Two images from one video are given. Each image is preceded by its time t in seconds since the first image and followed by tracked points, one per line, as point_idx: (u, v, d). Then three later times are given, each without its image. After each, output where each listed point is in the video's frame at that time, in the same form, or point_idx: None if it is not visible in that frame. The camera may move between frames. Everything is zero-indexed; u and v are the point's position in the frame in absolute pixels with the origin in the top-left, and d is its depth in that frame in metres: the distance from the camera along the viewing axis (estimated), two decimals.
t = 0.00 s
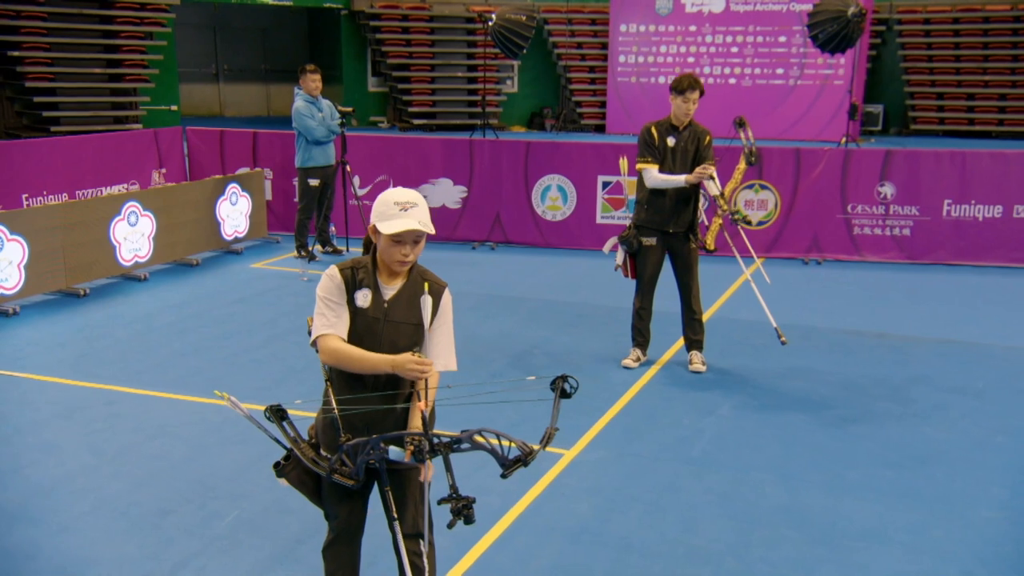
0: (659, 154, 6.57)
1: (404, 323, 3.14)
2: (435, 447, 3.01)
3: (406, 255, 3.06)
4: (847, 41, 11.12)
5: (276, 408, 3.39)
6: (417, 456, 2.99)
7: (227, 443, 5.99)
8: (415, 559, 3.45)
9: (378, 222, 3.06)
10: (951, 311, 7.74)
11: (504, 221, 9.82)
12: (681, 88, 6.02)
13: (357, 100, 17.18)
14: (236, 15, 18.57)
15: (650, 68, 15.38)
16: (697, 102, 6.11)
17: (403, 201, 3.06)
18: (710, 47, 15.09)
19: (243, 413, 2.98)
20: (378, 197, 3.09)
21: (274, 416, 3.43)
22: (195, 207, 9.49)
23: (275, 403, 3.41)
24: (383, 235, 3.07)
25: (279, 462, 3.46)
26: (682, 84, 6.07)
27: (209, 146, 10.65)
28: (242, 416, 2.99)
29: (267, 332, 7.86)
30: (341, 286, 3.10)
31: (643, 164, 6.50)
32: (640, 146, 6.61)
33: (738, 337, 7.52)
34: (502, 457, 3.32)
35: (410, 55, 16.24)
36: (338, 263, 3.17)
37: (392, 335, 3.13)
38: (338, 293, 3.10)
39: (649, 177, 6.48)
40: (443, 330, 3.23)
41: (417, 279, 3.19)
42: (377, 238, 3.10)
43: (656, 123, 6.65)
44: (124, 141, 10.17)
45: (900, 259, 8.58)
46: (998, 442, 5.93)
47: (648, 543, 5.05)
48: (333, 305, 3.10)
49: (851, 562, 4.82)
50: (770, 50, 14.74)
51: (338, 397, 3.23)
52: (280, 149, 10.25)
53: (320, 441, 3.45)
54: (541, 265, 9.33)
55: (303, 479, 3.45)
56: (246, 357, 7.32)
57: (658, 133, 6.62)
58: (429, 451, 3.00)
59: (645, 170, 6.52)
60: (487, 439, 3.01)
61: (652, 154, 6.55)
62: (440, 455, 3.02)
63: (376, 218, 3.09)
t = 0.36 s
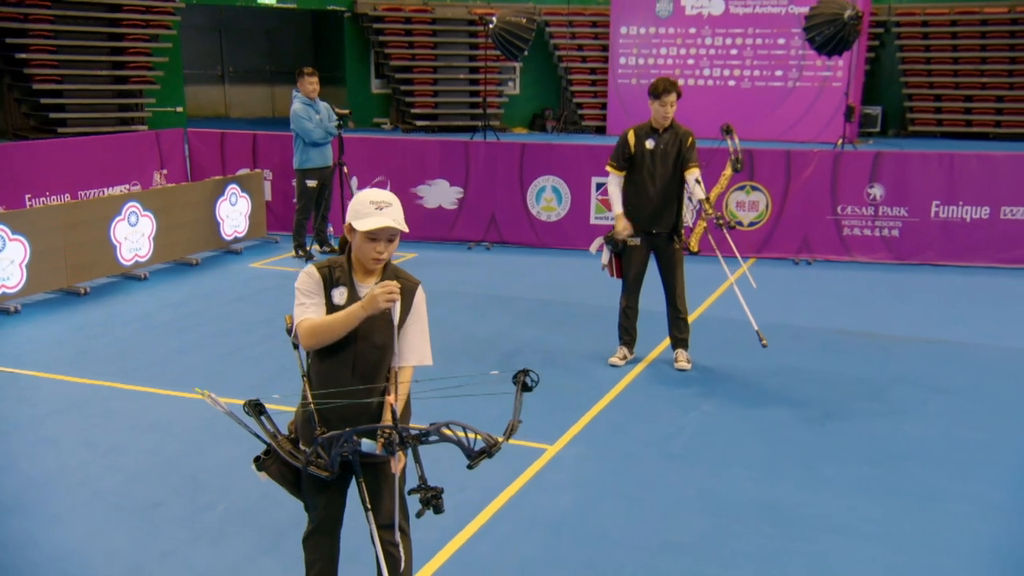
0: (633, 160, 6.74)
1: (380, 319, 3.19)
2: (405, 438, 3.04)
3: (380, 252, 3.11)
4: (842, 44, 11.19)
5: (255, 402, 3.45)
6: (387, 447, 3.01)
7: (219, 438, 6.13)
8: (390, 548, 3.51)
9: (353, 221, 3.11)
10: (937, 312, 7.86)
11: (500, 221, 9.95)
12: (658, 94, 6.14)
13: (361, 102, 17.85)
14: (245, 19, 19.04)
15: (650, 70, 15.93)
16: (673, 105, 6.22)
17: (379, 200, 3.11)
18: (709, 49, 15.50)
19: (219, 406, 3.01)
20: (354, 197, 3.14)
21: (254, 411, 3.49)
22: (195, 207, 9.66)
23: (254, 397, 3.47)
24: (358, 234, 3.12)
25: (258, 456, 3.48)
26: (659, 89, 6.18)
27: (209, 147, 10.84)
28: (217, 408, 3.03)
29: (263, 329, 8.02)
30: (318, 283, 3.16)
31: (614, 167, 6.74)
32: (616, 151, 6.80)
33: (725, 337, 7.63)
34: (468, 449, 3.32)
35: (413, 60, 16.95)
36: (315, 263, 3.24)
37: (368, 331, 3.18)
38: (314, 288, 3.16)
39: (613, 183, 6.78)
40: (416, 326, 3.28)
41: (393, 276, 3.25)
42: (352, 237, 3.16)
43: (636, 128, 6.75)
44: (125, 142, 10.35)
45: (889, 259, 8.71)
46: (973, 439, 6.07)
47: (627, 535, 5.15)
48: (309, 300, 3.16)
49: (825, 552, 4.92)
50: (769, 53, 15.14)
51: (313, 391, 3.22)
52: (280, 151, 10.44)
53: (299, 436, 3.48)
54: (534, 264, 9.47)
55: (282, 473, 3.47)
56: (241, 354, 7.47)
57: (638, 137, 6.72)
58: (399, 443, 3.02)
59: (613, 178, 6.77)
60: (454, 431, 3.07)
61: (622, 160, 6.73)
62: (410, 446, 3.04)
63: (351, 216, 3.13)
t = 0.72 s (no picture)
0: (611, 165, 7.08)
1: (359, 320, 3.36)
2: (383, 431, 3.23)
3: (362, 259, 3.29)
4: (837, 49, 11.39)
5: (241, 396, 3.58)
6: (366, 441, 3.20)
7: (218, 430, 6.39)
8: (373, 536, 3.69)
9: (337, 227, 3.27)
10: (919, 313, 8.07)
11: (497, 223, 10.18)
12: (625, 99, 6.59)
13: (366, 106, 18.38)
14: (254, 25, 19.20)
15: (649, 75, 16.34)
16: (643, 113, 6.68)
17: (363, 207, 3.26)
18: (706, 54, 15.95)
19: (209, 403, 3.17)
20: (339, 201, 3.28)
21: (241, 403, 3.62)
22: (200, 209, 9.94)
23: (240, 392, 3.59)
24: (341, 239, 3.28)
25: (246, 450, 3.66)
26: (629, 97, 6.62)
27: (215, 151, 11.18)
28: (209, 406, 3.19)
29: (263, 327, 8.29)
30: (299, 286, 3.33)
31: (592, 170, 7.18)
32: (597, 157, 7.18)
33: (709, 338, 7.85)
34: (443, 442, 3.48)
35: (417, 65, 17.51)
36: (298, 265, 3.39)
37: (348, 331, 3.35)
38: (296, 290, 3.33)
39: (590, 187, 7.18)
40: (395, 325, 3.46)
41: (372, 278, 3.40)
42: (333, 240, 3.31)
43: (615, 134, 7.05)
44: (132, 146, 10.67)
45: (874, 260, 8.93)
46: (943, 435, 6.27)
47: (604, 522, 5.37)
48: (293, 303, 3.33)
49: (793, 542, 5.12)
50: (765, 58, 15.62)
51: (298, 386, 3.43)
52: (284, 154, 10.76)
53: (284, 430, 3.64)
54: (529, 264, 9.71)
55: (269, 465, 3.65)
56: (241, 351, 7.74)
57: (616, 143, 7.02)
58: (378, 435, 3.22)
59: (591, 182, 7.18)
60: (431, 424, 3.24)
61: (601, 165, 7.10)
62: (387, 438, 3.23)
63: (336, 222, 3.29)
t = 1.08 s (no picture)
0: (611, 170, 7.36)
1: (347, 320, 3.59)
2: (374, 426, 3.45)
3: (346, 264, 3.53)
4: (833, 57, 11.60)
5: (237, 391, 3.75)
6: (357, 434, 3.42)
7: (222, 423, 6.71)
8: (362, 523, 3.92)
9: (320, 235, 3.50)
10: (903, 314, 8.30)
11: (497, 225, 10.48)
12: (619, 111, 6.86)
13: (376, 113, 19.11)
14: (268, 34, 19.53)
15: (651, 81, 17.45)
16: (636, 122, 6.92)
17: (346, 215, 3.50)
18: (706, 61, 17.10)
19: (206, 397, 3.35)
20: (323, 210, 3.53)
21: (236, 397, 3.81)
22: (210, 211, 10.29)
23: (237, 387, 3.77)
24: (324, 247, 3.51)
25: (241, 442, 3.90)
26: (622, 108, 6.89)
27: (226, 156, 11.57)
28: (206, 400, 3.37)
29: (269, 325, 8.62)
30: (288, 290, 3.57)
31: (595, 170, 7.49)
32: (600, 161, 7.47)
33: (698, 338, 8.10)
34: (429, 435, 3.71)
35: (423, 70, 18.37)
36: (288, 267, 3.64)
37: (336, 331, 3.59)
38: (286, 296, 3.58)
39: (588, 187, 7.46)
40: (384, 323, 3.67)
41: (359, 280, 3.62)
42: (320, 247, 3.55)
43: (614, 140, 7.32)
44: (146, 152, 11.05)
45: (862, 262, 9.27)
46: (917, 432, 6.48)
47: (585, 507, 5.62)
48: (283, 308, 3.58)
49: (764, 527, 5.34)
50: (763, 65, 16.67)
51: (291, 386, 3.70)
52: (292, 159, 11.14)
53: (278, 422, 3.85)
54: (528, 265, 9.99)
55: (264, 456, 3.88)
56: (248, 348, 8.08)
57: (615, 149, 7.29)
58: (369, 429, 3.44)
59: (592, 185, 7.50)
60: (419, 419, 3.44)
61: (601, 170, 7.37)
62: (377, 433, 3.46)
63: (321, 229, 3.52)
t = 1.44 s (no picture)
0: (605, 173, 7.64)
1: (342, 318, 3.90)
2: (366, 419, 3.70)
3: (340, 265, 3.83)
4: (835, 64, 11.83)
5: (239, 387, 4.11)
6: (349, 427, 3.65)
7: (233, 415, 7.06)
8: (358, 510, 4.20)
9: (315, 237, 3.81)
10: (893, 315, 8.53)
11: (503, 227, 10.80)
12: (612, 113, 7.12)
13: (388, 118, 19.57)
14: (285, 40, 19.98)
15: (657, 87, 18.02)
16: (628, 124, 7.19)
17: (339, 218, 3.79)
18: (712, 68, 17.63)
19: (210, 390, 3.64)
20: (320, 214, 3.83)
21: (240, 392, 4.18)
22: (226, 214, 10.67)
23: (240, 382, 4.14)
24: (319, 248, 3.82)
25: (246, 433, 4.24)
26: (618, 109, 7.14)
27: (242, 160, 11.98)
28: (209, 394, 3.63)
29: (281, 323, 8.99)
30: (288, 289, 3.91)
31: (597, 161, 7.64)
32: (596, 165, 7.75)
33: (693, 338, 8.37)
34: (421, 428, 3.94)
35: (438, 76, 19.01)
36: (289, 269, 3.98)
37: (332, 328, 3.90)
38: (286, 295, 3.91)
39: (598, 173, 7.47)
40: (378, 320, 3.96)
41: (354, 280, 3.93)
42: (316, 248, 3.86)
43: (609, 145, 7.62)
44: (166, 156, 11.46)
45: (857, 264, 9.55)
46: (898, 427, 6.72)
47: (572, 496, 5.90)
48: (284, 307, 3.91)
49: (742, 518, 5.58)
50: (767, 72, 17.21)
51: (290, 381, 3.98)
52: (306, 163, 11.54)
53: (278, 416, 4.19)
54: (532, 266, 10.30)
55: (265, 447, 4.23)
56: (260, 345, 8.44)
57: (609, 154, 7.58)
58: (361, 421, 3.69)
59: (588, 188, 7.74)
60: (410, 412, 3.68)
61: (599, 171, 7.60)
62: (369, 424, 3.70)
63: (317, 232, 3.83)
